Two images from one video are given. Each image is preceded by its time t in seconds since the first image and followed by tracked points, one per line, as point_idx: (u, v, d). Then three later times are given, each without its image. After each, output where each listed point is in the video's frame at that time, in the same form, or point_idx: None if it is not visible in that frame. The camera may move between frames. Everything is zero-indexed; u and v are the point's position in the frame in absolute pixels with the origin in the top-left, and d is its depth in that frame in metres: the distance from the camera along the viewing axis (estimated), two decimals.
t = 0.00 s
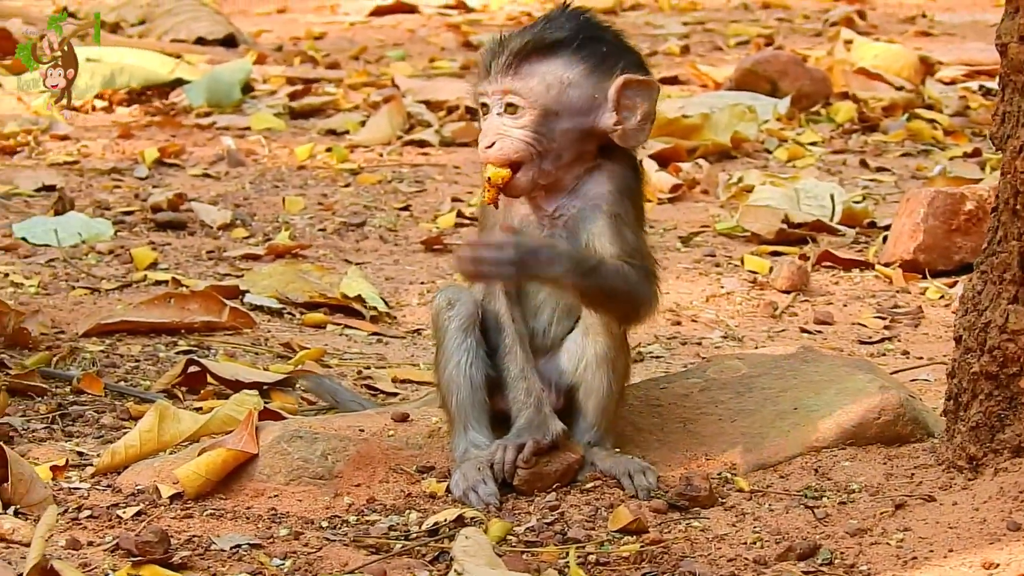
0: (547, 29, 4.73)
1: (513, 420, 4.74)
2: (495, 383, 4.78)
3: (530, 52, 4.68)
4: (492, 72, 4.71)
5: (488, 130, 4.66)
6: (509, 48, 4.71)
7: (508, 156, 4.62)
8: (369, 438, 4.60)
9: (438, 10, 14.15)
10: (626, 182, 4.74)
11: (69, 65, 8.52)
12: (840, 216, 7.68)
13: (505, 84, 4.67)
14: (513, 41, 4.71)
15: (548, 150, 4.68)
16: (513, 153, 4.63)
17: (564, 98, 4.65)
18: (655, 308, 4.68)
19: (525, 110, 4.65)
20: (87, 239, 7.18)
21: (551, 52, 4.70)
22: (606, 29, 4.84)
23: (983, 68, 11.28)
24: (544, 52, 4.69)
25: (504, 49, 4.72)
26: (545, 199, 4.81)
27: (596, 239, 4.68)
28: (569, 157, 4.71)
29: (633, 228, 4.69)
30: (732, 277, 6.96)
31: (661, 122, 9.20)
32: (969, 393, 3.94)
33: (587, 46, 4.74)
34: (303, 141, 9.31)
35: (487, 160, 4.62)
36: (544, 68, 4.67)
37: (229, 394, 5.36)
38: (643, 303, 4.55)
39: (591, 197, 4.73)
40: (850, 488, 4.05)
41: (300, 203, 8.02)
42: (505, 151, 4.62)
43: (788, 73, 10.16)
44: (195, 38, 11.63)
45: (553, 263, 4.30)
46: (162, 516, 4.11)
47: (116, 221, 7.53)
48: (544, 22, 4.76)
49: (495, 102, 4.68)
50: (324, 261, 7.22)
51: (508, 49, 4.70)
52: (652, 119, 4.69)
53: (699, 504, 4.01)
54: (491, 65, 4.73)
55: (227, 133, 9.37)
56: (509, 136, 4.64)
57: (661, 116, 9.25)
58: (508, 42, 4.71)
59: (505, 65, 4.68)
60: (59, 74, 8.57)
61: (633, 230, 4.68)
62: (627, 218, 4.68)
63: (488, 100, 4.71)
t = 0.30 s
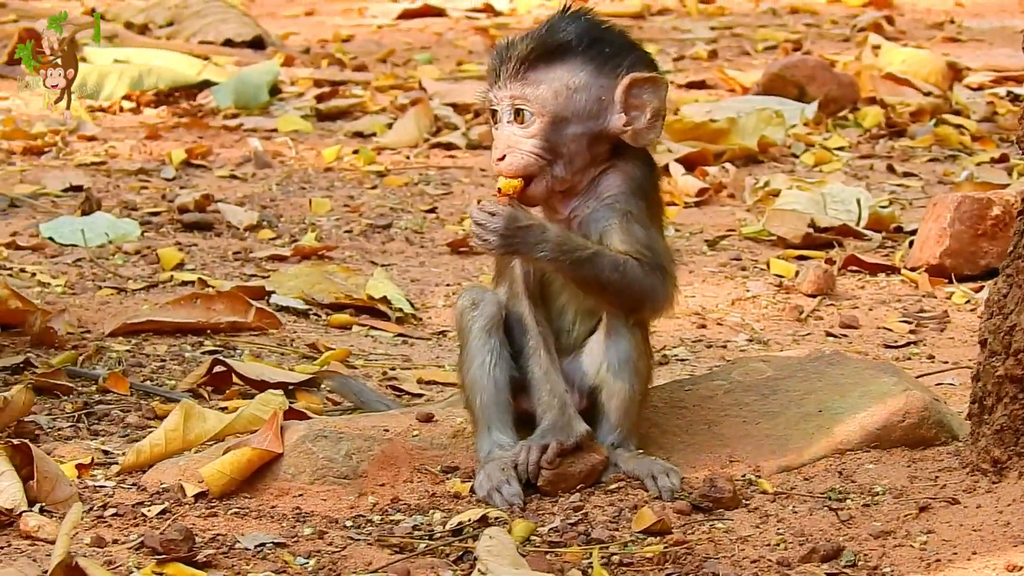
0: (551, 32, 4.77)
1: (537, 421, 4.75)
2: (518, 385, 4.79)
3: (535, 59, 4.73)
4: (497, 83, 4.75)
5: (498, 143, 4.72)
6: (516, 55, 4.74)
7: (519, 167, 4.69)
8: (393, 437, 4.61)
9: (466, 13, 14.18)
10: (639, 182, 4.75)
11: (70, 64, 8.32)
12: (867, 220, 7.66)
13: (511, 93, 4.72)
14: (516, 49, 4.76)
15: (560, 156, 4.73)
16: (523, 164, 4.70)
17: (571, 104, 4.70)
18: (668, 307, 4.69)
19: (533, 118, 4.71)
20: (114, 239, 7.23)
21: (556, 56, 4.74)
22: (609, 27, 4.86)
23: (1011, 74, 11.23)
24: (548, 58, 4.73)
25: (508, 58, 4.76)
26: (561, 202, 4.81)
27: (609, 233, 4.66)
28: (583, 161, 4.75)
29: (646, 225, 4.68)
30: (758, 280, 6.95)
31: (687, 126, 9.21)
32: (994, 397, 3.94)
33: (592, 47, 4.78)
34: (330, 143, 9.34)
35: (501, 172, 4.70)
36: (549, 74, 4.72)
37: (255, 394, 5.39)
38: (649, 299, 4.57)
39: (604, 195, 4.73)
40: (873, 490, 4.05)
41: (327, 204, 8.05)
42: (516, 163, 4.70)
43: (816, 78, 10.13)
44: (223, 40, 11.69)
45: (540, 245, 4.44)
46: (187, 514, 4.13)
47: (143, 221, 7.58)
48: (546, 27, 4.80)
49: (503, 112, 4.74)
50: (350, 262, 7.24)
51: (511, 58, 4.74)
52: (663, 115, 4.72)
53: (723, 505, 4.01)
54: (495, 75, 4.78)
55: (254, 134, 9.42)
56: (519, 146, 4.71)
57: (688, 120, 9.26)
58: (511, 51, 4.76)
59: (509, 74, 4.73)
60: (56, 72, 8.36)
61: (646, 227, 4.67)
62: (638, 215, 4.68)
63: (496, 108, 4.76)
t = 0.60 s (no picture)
0: (553, 33, 4.77)
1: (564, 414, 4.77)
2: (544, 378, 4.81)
3: (535, 60, 4.74)
4: (501, 84, 4.79)
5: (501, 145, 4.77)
6: (517, 57, 4.76)
7: (520, 168, 4.73)
8: (420, 432, 4.64)
9: (491, 8, 14.19)
10: (653, 177, 4.72)
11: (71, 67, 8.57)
12: (892, 213, 7.65)
13: (513, 95, 4.74)
14: (520, 50, 4.77)
15: (562, 156, 4.74)
16: (523, 166, 4.73)
17: (569, 104, 4.69)
18: (682, 302, 4.66)
19: (534, 119, 4.73)
20: (140, 236, 7.28)
21: (557, 57, 4.74)
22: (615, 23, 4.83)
23: None
24: (550, 58, 4.73)
25: (513, 59, 4.78)
26: (574, 196, 4.80)
27: (621, 229, 4.64)
28: (587, 158, 4.74)
29: (659, 220, 4.65)
30: (784, 274, 6.95)
31: (713, 120, 9.21)
32: (1020, 388, 3.97)
33: (593, 47, 4.76)
34: (355, 139, 9.37)
35: (504, 170, 4.76)
36: (550, 74, 4.73)
37: (281, 389, 5.41)
38: (657, 295, 4.56)
39: (618, 188, 4.71)
40: (899, 482, 4.07)
41: (353, 201, 8.08)
42: (517, 162, 4.73)
43: (841, 72, 10.10)
44: (248, 37, 11.73)
45: (540, 242, 4.49)
46: (214, 509, 4.17)
47: (169, 218, 7.63)
48: (551, 26, 4.80)
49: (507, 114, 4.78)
50: (376, 257, 7.27)
51: (514, 60, 4.77)
52: (666, 112, 4.65)
53: (750, 498, 4.02)
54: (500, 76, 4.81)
55: (280, 131, 9.46)
56: (519, 146, 4.74)
57: (714, 114, 9.26)
58: (515, 52, 4.78)
59: (512, 76, 4.75)
60: (57, 73, 8.54)
61: (659, 223, 4.65)
62: (650, 209, 4.65)
63: (502, 109, 4.81)
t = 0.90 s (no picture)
0: (562, 26, 4.75)
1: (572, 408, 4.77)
2: (551, 374, 4.82)
3: (543, 53, 4.73)
4: (508, 76, 4.78)
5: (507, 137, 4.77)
6: (525, 49, 4.75)
7: (525, 160, 4.74)
8: (428, 426, 4.65)
9: (497, 4, 14.19)
10: (658, 172, 4.73)
11: (70, 67, 8.43)
12: (898, 209, 7.65)
13: (519, 87, 4.74)
14: (527, 42, 4.76)
15: (568, 149, 4.74)
16: (528, 159, 4.74)
17: (576, 98, 4.68)
18: (687, 297, 4.68)
19: (540, 112, 4.72)
20: (146, 230, 7.29)
21: (565, 51, 4.73)
22: (624, 16, 4.81)
23: None
24: (559, 51, 4.73)
25: (520, 51, 4.77)
26: (580, 190, 4.81)
27: (625, 223, 4.66)
28: (593, 153, 4.75)
29: (664, 216, 4.66)
30: (791, 269, 6.95)
31: (719, 116, 9.22)
32: None
33: (601, 41, 4.75)
34: (362, 134, 9.38)
35: (509, 162, 4.77)
36: (558, 67, 4.72)
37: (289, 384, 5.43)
38: (662, 290, 4.58)
39: (623, 183, 4.72)
40: (907, 477, 4.08)
41: (360, 196, 8.09)
42: (522, 155, 4.75)
43: (847, 68, 10.10)
44: (254, 32, 11.74)
45: (546, 236, 4.50)
46: (222, 503, 4.18)
47: (176, 213, 7.64)
48: (559, 19, 4.78)
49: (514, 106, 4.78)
50: (383, 252, 7.28)
51: (522, 51, 4.76)
52: (673, 109, 4.66)
53: (758, 493, 4.03)
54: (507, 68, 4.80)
55: (286, 126, 9.47)
56: (526, 139, 4.75)
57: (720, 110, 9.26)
58: (523, 43, 4.76)
59: (519, 67, 4.75)
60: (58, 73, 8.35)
61: (664, 218, 4.66)
62: (656, 204, 4.67)
63: (509, 100, 4.81)
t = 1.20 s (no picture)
0: (564, 23, 4.71)
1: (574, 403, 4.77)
2: (553, 369, 4.81)
3: (549, 51, 4.67)
4: (512, 75, 4.71)
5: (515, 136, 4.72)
6: (528, 48, 4.68)
7: (534, 160, 4.70)
8: (430, 421, 4.64)
9: None
10: (660, 165, 4.73)
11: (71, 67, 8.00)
12: (901, 203, 7.63)
13: (525, 86, 4.68)
14: (530, 40, 4.70)
15: (575, 146, 4.71)
16: (538, 157, 4.70)
17: (586, 96, 4.65)
18: (690, 288, 4.70)
19: (548, 110, 4.68)
20: (148, 227, 7.29)
21: (569, 48, 4.68)
22: (622, 11, 4.79)
23: None
24: (563, 48, 4.68)
25: (523, 49, 4.71)
26: (584, 185, 4.80)
27: (629, 215, 4.67)
28: (599, 148, 4.73)
29: (666, 207, 4.69)
30: (794, 264, 6.94)
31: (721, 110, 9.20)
32: None
33: (604, 37, 4.72)
34: (364, 130, 9.38)
35: (516, 158, 4.71)
36: (564, 64, 4.67)
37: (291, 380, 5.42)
38: (667, 280, 4.59)
39: (626, 176, 4.72)
40: (909, 470, 4.08)
41: (362, 191, 8.09)
42: (532, 151, 4.69)
43: (850, 62, 10.08)
44: (256, 29, 11.73)
45: (556, 221, 4.46)
46: (223, 499, 4.18)
47: (178, 209, 7.64)
48: (559, 16, 4.73)
49: (519, 105, 4.72)
50: (386, 248, 7.28)
51: (525, 50, 4.69)
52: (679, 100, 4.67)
53: (760, 486, 4.02)
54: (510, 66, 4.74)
55: (288, 122, 9.47)
56: (535, 138, 4.70)
57: (723, 104, 9.26)
58: (525, 42, 4.70)
59: (524, 66, 4.68)
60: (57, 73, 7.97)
61: (667, 209, 4.68)
62: (659, 196, 4.69)
63: (512, 99, 4.73)
